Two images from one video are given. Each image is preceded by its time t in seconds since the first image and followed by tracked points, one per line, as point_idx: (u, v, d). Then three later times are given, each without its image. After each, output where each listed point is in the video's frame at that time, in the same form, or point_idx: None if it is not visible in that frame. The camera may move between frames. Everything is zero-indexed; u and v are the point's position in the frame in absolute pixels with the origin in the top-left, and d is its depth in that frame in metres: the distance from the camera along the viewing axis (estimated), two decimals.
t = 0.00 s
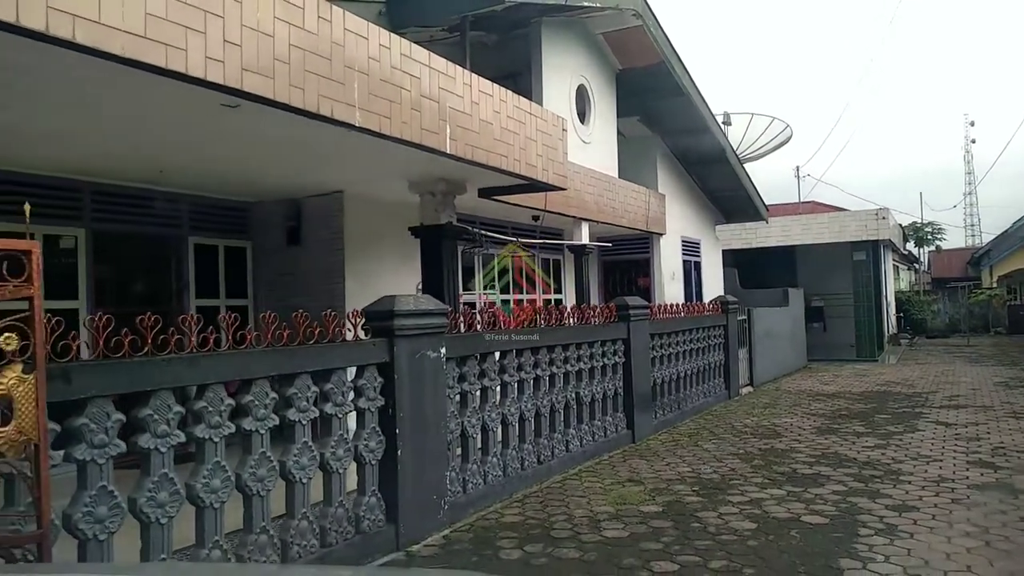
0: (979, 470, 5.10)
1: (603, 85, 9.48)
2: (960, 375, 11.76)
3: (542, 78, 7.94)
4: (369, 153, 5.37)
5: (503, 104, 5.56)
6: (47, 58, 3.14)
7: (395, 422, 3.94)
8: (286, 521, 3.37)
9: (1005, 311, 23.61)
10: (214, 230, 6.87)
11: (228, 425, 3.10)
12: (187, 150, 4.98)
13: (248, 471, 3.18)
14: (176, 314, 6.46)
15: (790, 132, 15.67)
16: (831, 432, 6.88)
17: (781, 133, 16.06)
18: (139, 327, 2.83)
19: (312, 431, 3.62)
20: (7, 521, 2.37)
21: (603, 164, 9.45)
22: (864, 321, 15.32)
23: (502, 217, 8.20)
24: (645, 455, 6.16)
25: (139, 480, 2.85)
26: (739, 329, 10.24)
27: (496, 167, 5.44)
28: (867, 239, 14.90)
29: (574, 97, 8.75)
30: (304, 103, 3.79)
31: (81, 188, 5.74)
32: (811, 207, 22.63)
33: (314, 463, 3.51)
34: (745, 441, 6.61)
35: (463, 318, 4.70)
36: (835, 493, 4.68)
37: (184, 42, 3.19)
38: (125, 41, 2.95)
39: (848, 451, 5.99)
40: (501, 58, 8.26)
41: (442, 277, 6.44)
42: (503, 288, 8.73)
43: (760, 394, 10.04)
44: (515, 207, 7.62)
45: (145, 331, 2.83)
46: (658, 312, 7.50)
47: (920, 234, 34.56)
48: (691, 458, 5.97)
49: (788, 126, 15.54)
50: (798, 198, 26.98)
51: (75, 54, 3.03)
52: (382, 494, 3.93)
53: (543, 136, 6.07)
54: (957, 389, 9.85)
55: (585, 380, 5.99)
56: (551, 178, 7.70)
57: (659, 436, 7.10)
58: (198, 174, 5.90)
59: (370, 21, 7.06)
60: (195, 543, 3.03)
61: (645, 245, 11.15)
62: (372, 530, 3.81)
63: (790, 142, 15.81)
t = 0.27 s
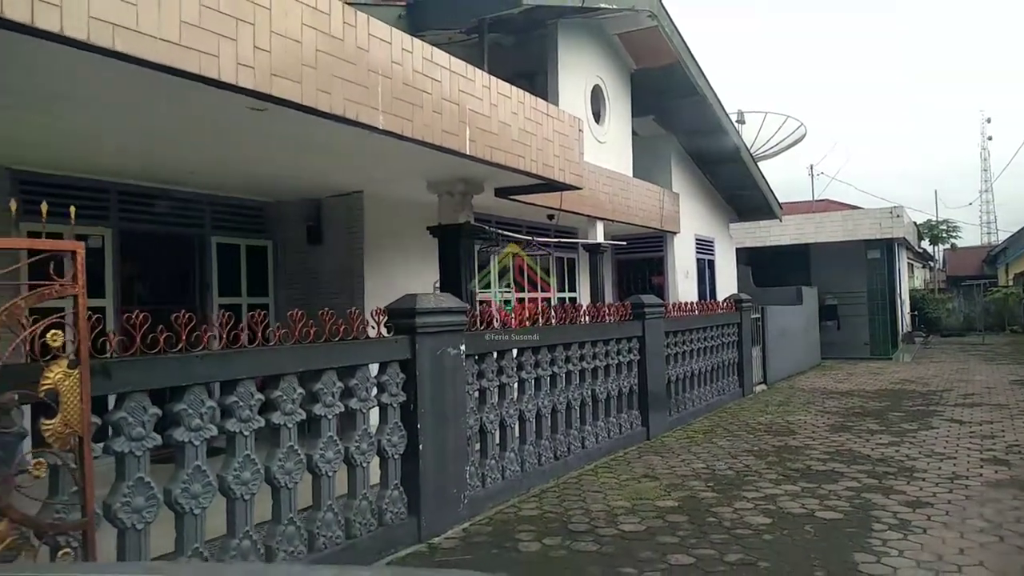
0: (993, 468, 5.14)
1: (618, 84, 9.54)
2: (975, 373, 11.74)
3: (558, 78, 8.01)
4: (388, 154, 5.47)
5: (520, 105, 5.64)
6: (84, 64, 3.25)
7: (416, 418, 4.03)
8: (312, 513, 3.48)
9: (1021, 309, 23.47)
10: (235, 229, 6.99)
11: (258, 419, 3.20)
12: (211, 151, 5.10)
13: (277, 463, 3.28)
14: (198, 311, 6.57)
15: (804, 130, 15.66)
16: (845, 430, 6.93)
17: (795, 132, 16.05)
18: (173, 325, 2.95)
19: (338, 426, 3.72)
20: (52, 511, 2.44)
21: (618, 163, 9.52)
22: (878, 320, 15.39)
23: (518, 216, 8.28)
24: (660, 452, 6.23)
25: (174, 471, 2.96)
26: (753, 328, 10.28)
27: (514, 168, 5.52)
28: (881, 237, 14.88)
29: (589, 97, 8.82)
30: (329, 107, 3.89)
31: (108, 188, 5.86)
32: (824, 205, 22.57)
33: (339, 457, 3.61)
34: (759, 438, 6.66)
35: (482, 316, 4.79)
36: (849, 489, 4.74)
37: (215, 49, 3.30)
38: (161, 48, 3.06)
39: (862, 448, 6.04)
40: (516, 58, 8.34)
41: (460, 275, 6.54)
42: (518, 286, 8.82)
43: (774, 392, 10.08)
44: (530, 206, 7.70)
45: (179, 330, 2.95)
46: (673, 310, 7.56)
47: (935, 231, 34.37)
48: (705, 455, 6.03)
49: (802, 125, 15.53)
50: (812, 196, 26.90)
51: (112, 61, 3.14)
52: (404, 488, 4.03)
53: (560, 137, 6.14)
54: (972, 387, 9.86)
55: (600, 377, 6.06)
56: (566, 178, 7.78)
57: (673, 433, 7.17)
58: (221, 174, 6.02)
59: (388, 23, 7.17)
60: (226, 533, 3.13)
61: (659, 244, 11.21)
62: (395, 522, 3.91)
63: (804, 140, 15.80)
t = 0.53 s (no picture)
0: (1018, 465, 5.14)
1: (638, 84, 9.59)
2: (999, 372, 11.66)
3: (578, 78, 8.08)
4: (414, 156, 5.58)
5: (543, 107, 5.72)
6: (125, 70, 3.39)
7: (444, 413, 4.14)
8: (346, 505, 3.59)
9: None
10: (263, 229, 7.13)
11: (294, 414, 3.30)
12: (243, 154, 5.24)
13: (312, 457, 3.39)
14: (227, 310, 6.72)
15: (825, 128, 15.59)
16: (868, 427, 6.94)
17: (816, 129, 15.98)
18: (214, 323, 3.04)
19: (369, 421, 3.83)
20: (103, 500, 2.57)
21: (638, 162, 9.57)
22: (900, 318, 15.30)
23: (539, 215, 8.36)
24: (682, 449, 6.28)
25: (216, 463, 3.08)
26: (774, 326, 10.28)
27: (538, 168, 5.60)
28: (903, 235, 14.79)
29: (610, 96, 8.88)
30: (360, 110, 4.00)
31: (141, 190, 6.01)
32: (847, 203, 22.44)
33: (371, 451, 3.72)
34: (781, 436, 6.70)
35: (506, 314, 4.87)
36: (871, 485, 4.77)
37: (251, 56, 3.41)
38: (201, 56, 3.19)
39: (885, 446, 6.05)
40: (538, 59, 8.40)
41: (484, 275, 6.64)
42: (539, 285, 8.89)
43: (795, 390, 10.08)
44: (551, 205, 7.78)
45: (220, 327, 3.05)
46: (694, 309, 7.60)
47: (959, 229, 33.98)
48: (727, 452, 6.08)
49: (823, 122, 15.46)
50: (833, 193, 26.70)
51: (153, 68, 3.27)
52: (433, 482, 4.13)
53: (582, 138, 6.22)
54: (996, 386, 9.80)
55: (623, 374, 6.13)
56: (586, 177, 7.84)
57: (695, 430, 7.22)
58: (250, 176, 6.16)
59: (411, 26, 7.36)
60: (264, 523, 3.25)
61: (679, 242, 11.24)
62: (424, 515, 4.02)
63: (825, 138, 15.73)
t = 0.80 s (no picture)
0: None
1: (654, 83, 9.66)
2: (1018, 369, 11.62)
3: (596, 79, 8.17)
4: (435, 158, 5.70)
5: (562, 109, 5.82)
6: (163, 79, 3.52)
7: (468, 409, 4.24)
8: (374, 499, 3.71)
9: None
10: (286, 230, 7.26)
11: (325, 410, 3.42)
12: (269, 157, 5.39)
13: (342, 451, 3.51)
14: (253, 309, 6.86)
15: (841, 126, 15.56)
16: (885, 425, 6.98)
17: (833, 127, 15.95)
18: (251, 322, 3.14)
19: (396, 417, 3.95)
20: (148, 490, 2.67)
21: (655, 161, 9.65)
22: (918, 315, 15.25)
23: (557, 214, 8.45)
24: (700, 445, 6.36)
25: (252, 457, 3.17)
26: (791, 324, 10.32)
27: (557, 170, 5.70)
28: (921, 232, 14.75)
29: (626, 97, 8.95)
30: (386, 115, 4.12)
31: (170, 193, 6.17)
32: (863, 200, 22.35)
33: (398, 446, 3.83)
34: (799, 433, 6.75)
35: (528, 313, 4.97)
36: (889, 481, 4.84)
37: (283, 64, 3.54)
38: (238, 65, 3.32)
39: (902, 442, 6.10)
40: (555, 60, 8.49)
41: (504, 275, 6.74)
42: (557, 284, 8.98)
43: (812, 388, 10.11)
44: (569, 205, 7.87)
45: (256, 326, 3.15)
46: (711, 308, 7.66)
47: (978, 225, 33.69)
48: (745, 448, 6.15)
49: (839, 120, 15.44)
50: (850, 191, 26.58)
51: (190, 77, 3.40)
52: (458, 477, 4.24)
53: (600, 139, 6.31)
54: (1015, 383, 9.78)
55: (641, 372, 6.21)
56: (604, 178, 7.93)
57: (712, 426, 7.29)
58: (275, 179, 6.29)
59: (433, 31, 7.60)
60: (297, 515, 3.37)
61: (696, 241, 11.29)
62: (449, 508, 4.13)
63: (842, 135, 15.70)
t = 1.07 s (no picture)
0: None
1: (668, 84, 9.71)
2: None
3: (610, 81, 8.24)
4: (453, 161, 5.80)
5: (579, 111, 5.89)
6: (193, 86, 3.63)
7: (488, 408, 4.32)
8: (398, 494, 3.80)
9: None
10: (306, 231, 7.37)
11: (350, 408, 3.51)
12: (292, 161, 5.50)
13: (367, 448, 3.60)
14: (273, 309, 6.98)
15: (856, 124, 15.52)
16: (901, 424, 7.00)
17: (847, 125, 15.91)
18: (280, 322, 3.23)
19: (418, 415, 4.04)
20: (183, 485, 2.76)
21: (669, 161, 9.70)
22: (934, 315, 15.20)
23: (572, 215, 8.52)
24: (715, 444, 6.42)
25: (280, 454, 3.27)
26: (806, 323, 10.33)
27: (574, 171, 5.77)
28: (937, 231, 14.70)
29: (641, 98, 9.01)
30: (408, 120, 4.21)
31: (194, 197, 6.29)
32: (879, 199, 22.26)
33: (420, 443, 3.92)
34: (814, 432, 6.79)
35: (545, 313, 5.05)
36: (904, 479, 4.88)
37: (310, 71, 3.64)
38: (266, 73, 3.42)
39: (918, 441, 6.13)
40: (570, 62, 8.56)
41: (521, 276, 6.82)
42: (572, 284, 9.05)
43: (827, 387, 10.13)
44: (585, 206, 7.94)
45: (286, 326, 3.23)
46: (726, 307, 7.71)
47: (996, 224, 33.43)
48: (761, 447, 6.20)
49: (854, 119, 15.40)
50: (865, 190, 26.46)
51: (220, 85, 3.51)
52: (478, 474, 4.33)
53: (616, 140, 6.38)
54: None
55: (657, 371, 6.27)
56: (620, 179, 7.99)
57: (728, 425, 7.34)
58: (296, 182, 6.40)
59: (450, 35, 7.72)
60: (324, 510, 3.46)
61: (710, 241, 11.33)
62: (470, 504, 4.22)
63: (856, 134, 15.67)
